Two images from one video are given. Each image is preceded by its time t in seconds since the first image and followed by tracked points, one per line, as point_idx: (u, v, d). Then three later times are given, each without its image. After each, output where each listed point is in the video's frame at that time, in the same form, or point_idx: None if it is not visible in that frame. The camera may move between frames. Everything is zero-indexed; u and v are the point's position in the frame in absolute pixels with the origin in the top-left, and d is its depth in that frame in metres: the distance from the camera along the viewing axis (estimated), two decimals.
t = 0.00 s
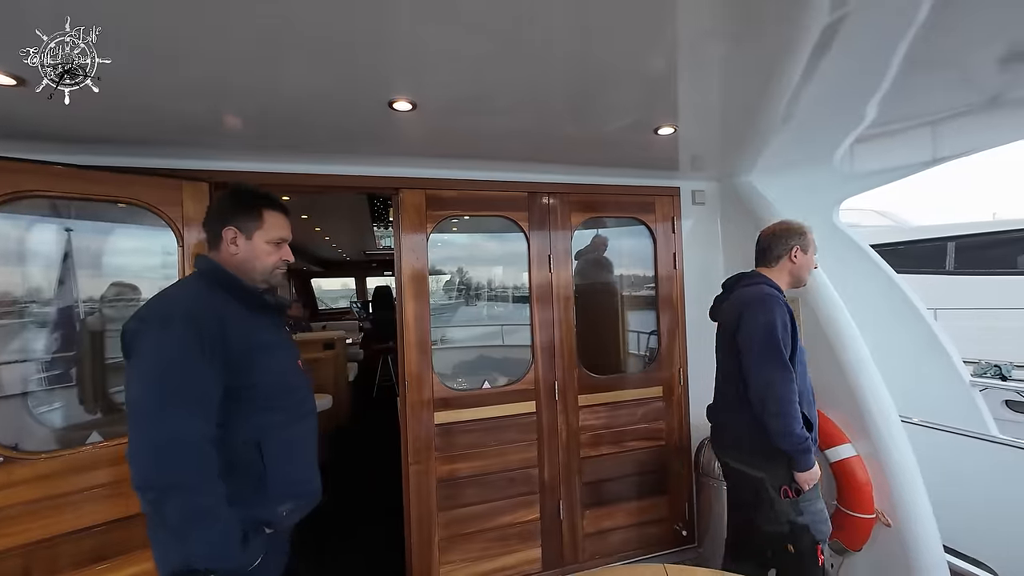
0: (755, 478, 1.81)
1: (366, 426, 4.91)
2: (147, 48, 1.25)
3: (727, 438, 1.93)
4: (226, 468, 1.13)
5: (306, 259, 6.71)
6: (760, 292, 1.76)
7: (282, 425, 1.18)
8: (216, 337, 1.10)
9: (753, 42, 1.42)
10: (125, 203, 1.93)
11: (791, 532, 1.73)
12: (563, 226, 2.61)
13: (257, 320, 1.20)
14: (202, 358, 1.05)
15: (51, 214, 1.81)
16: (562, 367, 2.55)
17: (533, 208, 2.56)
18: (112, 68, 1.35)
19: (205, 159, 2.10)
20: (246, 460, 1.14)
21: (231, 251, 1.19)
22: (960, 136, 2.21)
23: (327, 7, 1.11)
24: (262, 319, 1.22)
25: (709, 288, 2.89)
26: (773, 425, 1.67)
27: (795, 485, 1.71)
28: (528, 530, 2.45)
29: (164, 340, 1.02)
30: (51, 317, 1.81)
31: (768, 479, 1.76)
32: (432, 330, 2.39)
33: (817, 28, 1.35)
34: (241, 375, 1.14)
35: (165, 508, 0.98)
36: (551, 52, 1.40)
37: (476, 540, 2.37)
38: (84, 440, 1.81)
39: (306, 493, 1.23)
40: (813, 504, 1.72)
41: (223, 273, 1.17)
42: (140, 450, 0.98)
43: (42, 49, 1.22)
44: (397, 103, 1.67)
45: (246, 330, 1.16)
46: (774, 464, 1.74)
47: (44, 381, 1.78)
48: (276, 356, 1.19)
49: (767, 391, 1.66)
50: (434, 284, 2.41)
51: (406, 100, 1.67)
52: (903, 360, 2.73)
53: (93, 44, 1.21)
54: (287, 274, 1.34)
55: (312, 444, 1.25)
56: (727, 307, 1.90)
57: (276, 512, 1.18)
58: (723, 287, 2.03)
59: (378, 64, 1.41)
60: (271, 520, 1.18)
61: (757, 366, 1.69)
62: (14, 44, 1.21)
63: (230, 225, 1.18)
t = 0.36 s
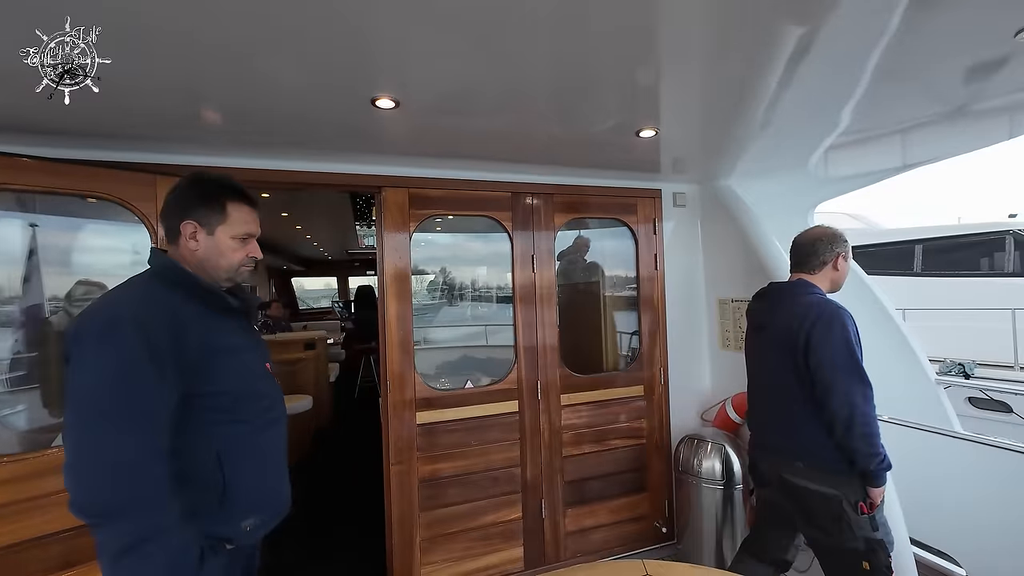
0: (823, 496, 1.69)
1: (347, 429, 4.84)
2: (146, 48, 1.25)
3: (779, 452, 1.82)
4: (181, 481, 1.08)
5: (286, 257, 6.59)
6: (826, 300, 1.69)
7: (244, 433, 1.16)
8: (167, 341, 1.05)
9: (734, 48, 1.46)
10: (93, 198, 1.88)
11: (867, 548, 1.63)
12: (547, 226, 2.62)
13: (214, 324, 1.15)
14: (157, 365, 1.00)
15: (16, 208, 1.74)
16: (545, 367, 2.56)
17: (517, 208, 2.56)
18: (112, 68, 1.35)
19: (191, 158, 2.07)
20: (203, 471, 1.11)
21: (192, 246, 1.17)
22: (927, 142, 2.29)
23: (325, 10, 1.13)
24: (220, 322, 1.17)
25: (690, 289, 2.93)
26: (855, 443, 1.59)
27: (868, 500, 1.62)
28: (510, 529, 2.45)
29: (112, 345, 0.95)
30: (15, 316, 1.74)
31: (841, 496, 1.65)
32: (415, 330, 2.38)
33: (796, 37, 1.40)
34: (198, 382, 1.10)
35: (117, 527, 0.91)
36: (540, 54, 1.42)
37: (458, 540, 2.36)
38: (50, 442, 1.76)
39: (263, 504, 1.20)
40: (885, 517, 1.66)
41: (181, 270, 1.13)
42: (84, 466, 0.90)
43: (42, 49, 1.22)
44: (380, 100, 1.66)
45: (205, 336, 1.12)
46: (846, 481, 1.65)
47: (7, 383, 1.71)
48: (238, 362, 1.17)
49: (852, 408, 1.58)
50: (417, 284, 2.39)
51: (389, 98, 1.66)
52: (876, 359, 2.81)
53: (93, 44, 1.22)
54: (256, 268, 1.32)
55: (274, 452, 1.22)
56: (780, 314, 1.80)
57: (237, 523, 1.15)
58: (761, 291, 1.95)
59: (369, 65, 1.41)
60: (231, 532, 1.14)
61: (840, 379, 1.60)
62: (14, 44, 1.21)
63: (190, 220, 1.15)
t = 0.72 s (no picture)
0: (842, 493, 1.80)
1: (315, 430, 4.72)
2: (144, 48, 1.29)
3: (805, 447, 1.91)
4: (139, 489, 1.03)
5: (254, 252, 6.39)
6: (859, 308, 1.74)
7: (206, 435, 1.11)
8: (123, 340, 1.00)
9: (706, 57, 1.51)
10: (38, 185, 1.80)
11: (872, 544, 1.75)
12: (522, 227, 2.63)
13: (169, 320, 1.10)
14: (112, 368, 0.95)
15: None
16: (518, 367, 2.57)
17: (492, 207, 2.56)
18: (111, 68, 1.39)
19: (163, 151, 2.02)
20: (163, 477, 1.07)
21: (146, 238, 1.12)
22: (883, 153, 2.41)
23: (309, 10, 1.14)
24: (176, 318, 1.12)
25: (662, 291, 3.00)
26: (888, 446, 1.66)
27: (886, 499, 1.73)
28: (482, 528, 2.45)
29: (62, 348, 0.90)
30: None
31: (860, 494, 1.75)
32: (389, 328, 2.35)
33: (764, 48, 1.45)
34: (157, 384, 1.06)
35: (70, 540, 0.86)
36: (519, 56, 1.44)
37: (428, 541, 2.35)
38: None
39: (230, 508, 1.16)
40: (894, 515, 1.79)
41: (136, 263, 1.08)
42: (32, 476, 0.85)
43: (43, 49, 1.27)
44: (354, 94, 1.62)
45: (163, 336, 1.07)
46: (869, 479, 1.74)
47: None
48: (200, 362, 1.12)
49: (887, 411, 1.65)
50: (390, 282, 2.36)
51: (363, 92, 1.63)
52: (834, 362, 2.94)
53: (93, 44, 1.26)
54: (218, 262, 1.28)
55: (238, 453, 1.19)
56: (814, 314, 1.86)
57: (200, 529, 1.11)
58: (791, 286, 2.02)
59: (349, 63, 1.41)
60: (194, 538, 1.11)
61: (876, 383, 1.66)
62: (15, 45, 1.26)
63: (146, 211, 1.10)
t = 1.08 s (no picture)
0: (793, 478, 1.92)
1: (262, 430, 4.51)
2: (144, 48, 1.31)
3: (764, 436, 2.02)
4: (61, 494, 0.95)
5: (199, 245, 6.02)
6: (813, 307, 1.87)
7: (138, 436, 1.04)
8: (41, 332, 0.91)
9: (663, 64, 1.54)
10: None
11: (817, 527, 1.88)
12: (481, 226, 2.62)
13: (96, 309, 1.01)
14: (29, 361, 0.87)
15: None
16: (475, 366, 2.56)
17: (451, 204, 2.54)
18: (112, 68, 1.42)
19: (108, 136, 1.90)
20: (88, 481, 0.98)
21: (70, 226, 1.03)
22: (820, 164, 2.58)
23: (286, 6, 1.14)
24: (104, 308, 1.03)
25: (617, 291, 3.07)
26: (837, 436, 1.78)
27: (833, 486, 1.85)
28: (436, 529, 2.43)
29: None
30: None
31: (809, 479, 1.89)
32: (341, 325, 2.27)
33: (715, 58, 1.50)
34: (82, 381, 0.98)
35: None
36: (481, 55, 1.44)
37: (381, 543, 2.30)
38: None
39: (163, 516, 1.08)
40: (840, 501, 1.91)
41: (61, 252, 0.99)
42: None
43: (42, 49, 1.29)
44: (306, 82, 1.55)
45: (89, 329, 0.99)
46: (819, 466, 1.87)
47: None
48: (131, 357, 1.04)
49: (836, 403, 1.78)
50: (344, 278, 2.29)
51: (316, 81, 1.56)
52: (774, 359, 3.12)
53: (92, 44, 1.27)
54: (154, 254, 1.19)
55: (174, 455, 1.11)
56: (775, 312, 1.99)
57: (128, 538, 1.03)
58: (757, 288, 2.14)
59: (333, 59, 1.42)
60: (121, 548, 1.02)
61: (827, 377, 1.79)
62: (17, 45, 1.29)
63: (69, 197, 1.01)
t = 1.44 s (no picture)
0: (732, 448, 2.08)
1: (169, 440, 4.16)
2: (145, 48, 1.35)
3: (705, 414, 2.19)
4: None
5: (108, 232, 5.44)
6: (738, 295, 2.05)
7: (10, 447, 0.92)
8: None
9: (599, 68, 1.59)
10: None
11: (753, 489, 2.04)
12: (417, 221, 2.57)
13: None
14: None
15: None
16: (408, 363, 2.50)
17: (386, 197, 2.47)
18: (111, 67, 1.47)
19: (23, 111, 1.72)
20: None
21: None
22: (739, 172, 2.78)
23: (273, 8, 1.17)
24: None
25: (552, 288, 3.12)
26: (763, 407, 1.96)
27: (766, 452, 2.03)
28: (366, 529, 2.36)
29: None
30: None
31: (746, 448, 2.05)
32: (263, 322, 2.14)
33: (644, 67, 1.58)
34: None
35: None
36: (418, 52, 1.44)
37: (306, 548, 2.20)
38: None
39: (32, 534, 0.97)
40: (771, 465, 2.09)
41: None
42: None
43: (42, 49, 1.34)
44: (217, 58, 1.42)
45: None
46: (750, 435, 2.04)
47: None
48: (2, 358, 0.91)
49: (760, 377, 1.95)
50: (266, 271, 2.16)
51: (230, 58, 1.44)
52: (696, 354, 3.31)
53: (92, 44, 1.32)
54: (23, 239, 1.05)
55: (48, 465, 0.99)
56: (708, 302, 2.16)
57: None
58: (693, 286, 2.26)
59: (304, 56, 1.43)
60: None
61: (751, 354, 1.96)
62: (17, 45, 1.34)
63: None
